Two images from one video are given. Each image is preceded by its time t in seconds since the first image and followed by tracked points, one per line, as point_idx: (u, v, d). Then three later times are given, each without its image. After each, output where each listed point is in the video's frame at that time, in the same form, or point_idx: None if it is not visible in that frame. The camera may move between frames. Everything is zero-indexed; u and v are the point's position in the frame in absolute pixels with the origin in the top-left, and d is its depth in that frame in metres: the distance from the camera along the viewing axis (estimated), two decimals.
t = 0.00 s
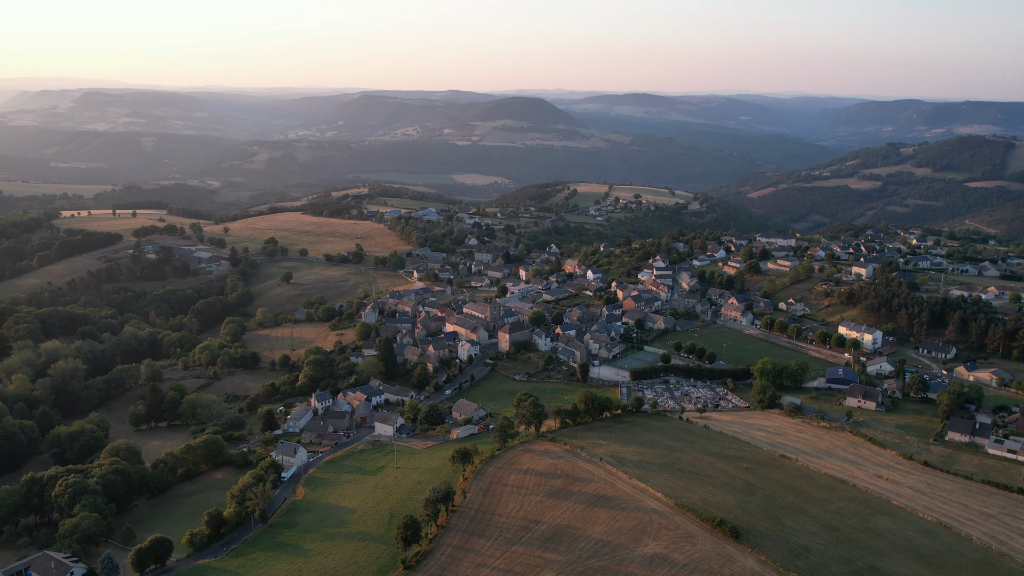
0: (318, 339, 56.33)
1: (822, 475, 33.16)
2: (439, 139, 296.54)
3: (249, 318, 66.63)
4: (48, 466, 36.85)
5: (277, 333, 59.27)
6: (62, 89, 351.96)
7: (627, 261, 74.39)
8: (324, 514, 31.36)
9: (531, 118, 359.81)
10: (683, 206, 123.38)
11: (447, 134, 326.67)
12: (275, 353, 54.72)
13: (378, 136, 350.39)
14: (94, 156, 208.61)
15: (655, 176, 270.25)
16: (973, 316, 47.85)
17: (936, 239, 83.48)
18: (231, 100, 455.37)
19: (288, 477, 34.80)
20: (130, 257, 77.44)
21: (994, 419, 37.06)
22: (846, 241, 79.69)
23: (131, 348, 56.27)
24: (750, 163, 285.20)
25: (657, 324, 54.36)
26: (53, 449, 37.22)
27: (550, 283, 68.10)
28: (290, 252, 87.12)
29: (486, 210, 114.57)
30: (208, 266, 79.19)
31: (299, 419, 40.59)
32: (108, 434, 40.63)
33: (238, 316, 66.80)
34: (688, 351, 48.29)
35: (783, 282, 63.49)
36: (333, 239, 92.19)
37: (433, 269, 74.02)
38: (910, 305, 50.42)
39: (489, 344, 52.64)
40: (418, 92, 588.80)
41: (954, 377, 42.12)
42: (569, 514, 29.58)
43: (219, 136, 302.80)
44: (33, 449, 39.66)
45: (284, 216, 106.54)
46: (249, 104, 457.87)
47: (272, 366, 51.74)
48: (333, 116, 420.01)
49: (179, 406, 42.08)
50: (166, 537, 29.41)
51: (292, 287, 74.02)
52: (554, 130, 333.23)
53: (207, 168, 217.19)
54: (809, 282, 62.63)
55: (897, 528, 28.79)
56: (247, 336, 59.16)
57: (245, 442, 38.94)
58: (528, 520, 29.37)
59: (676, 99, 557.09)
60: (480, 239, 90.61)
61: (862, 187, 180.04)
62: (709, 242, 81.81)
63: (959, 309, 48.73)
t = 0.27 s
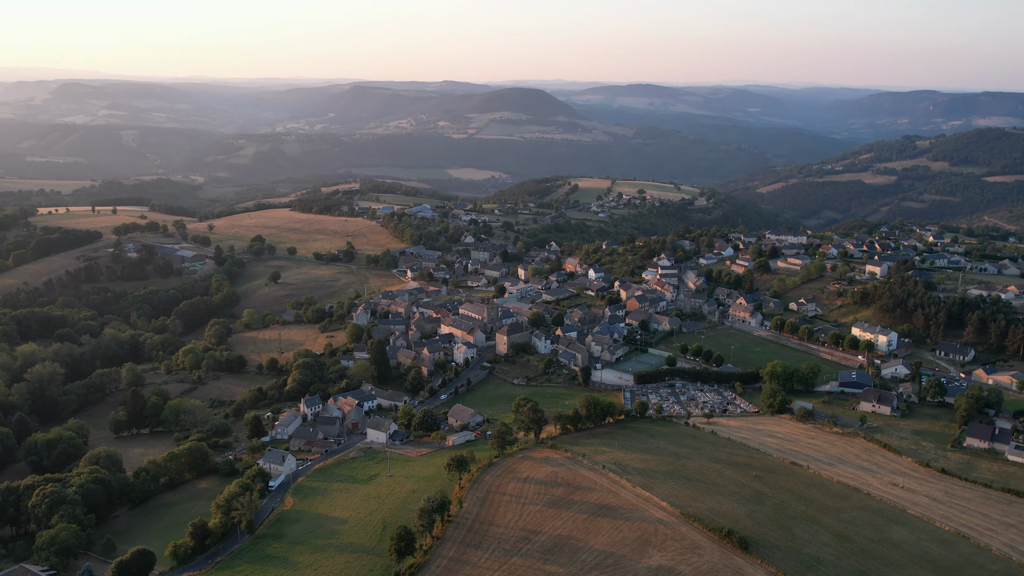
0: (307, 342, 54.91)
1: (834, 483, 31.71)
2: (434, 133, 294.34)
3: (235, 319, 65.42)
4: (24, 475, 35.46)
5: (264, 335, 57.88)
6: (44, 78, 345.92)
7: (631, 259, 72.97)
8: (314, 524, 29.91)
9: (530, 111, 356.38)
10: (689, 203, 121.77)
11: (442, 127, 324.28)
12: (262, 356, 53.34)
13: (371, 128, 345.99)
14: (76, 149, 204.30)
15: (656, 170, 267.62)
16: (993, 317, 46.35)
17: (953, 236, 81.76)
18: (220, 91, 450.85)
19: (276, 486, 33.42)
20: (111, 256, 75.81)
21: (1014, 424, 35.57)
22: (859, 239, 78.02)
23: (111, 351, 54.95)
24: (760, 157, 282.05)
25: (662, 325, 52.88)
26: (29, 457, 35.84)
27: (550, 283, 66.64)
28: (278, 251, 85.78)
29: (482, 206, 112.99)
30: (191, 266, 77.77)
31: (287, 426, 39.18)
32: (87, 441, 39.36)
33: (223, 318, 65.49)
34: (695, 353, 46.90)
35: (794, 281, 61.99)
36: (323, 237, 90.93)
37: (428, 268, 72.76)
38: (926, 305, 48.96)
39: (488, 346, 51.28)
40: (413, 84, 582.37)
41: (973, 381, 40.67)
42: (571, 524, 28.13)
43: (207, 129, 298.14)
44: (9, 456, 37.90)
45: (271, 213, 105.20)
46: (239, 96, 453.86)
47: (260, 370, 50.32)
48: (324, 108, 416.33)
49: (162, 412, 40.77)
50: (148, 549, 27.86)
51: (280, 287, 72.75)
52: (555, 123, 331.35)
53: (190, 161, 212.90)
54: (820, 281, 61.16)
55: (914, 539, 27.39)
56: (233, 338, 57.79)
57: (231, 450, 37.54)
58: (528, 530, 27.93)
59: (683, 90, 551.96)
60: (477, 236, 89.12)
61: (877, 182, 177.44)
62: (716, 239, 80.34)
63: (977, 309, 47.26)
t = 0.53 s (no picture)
0: (298, 344, 53.57)
1: (850, 491, 30.29)
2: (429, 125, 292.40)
3: (222, 320, 64.29)
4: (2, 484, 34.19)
5: (253, 337, 56.59)
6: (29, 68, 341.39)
7: (638, 258, 71.73)
8: (305, 535, 28.61)
9: (532, 104, 353.40)
10: (698, 199, 120.28)
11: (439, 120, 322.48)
12: (252, 359, 52.06)
13: (364, 120, 343.66)
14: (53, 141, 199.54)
15: (659, 164, 265.33)
16: (1017, 317, 44.88)
17: (973, 233, 80.05)
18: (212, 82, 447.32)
19: (266, 495, 32.11)
20: (93, 254, 74.46)
21: None
22: (876, 237, 76.52)
23: (93, 354, 53.75)
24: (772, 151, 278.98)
25: (670, 327, 51.51)
26: (7, 464, 34.58)
27: (553, 282, 65.30)
28: (267, 249, 84.57)
29: (482, 202, 111.61)
30: (177, 264, 76.44)
31: (278, 432, 37.89)
32: (68, 448, 38.18)
33: (210, 319, 64.27)
34: (704, 356, 45.51)
35: (808, 281, 60.53)
36: (315, 235, 89.74)
37: (425, 268, 71.61)
38: (946, 305, 47.52)
39: (488, 349, 49.98)
40: (406, 72, 577.49)
41: (995, 385, 39.22)
42: (574, 534, 26.78)
43: (197, 122, 295.21)
44: None
45: (261, 209, 103.84)
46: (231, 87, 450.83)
47: (249, 373, 49.04)
48: (317, 99, 412.84)
49: (147, 418, 39.53)
50: (132, 560, 26.55)
51: (270, 286, 71.57)
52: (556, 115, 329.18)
53: (175, 155, 210.43)
54: (836, 280, 59.73)
55: (934, 551, 26.04)
56: (220, 340, 56.55)
57: (219, 457, 36.27)
58: (529, 541, 26.59)
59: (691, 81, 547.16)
60: (476, 234, 87.75)
61: (894, 177, 175.20)
62: (726, 236, 78.92)
63: (1000, 310, 45.83)
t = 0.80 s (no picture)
0: (289, 347, 52.28)
1: (867, 500, 28.93)
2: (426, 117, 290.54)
3: (210, 322, 63.15)
4: None
5: (242, 339, 55.34)
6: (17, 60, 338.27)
7: (645, 256, 70.53)
8: (296, 546, 27.34)
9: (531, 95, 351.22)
10: (708, 194, 118.79)
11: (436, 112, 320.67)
12: (240, 362, 50.82)
13: (357, 112, 341.37)
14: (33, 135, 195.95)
15: (663, 157, 262.78)
16: None
17: (996, 230, 78.39)
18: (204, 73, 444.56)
19: (255, 504, 30.82)
20: (75, 253, 73.19)
21: None
22: (893, 233, 75.05)
23: (75, 357, 52.55)
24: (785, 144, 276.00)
25: (678, 329, 50.17)
26: None
27: (556, 281, 64.00)
28: (256, 247, 83.33)
29: (481, 198, 110.18)
30: (163, 263, 75.16)
31: (269, 438, 36.61)
32: (49, 455, 36.98)
33: (196, 320, 63.08)
34: (714, 359, 44.18)
35: (823, 280, 59.12)
36: (306, 232, 88.51)
37: (422, 267, 70.45)
38: (967, 305, 46.15)
39: (489, 352, 48.70)
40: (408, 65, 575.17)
41: (1019, 389, 37.81)
42: (578, 546, 25.47)
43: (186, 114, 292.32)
44: None
45: (250, 205, 102.46)
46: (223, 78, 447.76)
47: (239, 377, 47.80)
48: (310, 90, 409.62)
49: (132, 424, 38.31)
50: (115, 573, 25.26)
51: (259, 286, 70.38)
52: (559, 107, 326.83)
53: (162, 150, 208.40)
54: (852, 279, 58.33)
55: (956, 563, 24.68)
56: (207, 343, 55.33)
57: (207, 465, 35.01)
58: (531, 553, 25.29)
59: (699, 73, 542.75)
60: (475, 231, 86.42)
61: (913, 170, 173.12)
62: (737, 234, 77.56)
63: None
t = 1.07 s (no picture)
0: (278, 350, 50.82)
1: (889, 512, 27.29)
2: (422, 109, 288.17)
3: (192, 324, 61.85)
4: None
5: (227, 342, 53.93)
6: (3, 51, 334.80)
7: (654, 253, 69.08)
8: (284, 561, 25.82)
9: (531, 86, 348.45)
10: (721, 189, 117.04)
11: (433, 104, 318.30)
12: (225, 366, 49.43)
13: (349, 103, 338.59)
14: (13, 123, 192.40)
15: (666, 150, 260.31)
16: None
17: None
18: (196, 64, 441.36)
19: (241, 516, 29.31)
20: (52, 251, 71.75)
21: None
22: (917, 229, 73.31)
23: (49, 360, 51.18)
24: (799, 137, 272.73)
25: (688, 331, 48.63)
26: None
27: (559, 282, 62.47)
28: (243, 245, 81.88)
29: (480, 192, 108.62)
30: (144, 263, 73.73)
31: (256, 447, 35.12)
32: (24, 464, 35.59)
33: (178, 322, 61.73)
34: (726, 363, 42.65)
35: (842, 279, 57.48)
36: (294, 229, 87.05)
37: (418, 265, 69.04)
38: (995, 306, 44.48)
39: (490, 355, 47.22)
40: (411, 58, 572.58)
41: None
42: (583, 561, 23.89)
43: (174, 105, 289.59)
44: None
45: (236, 201, 100.85)
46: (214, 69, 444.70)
47: (224, 382, 46.39)
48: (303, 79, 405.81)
49: (111, 432, 36.91)
50: None
51: (245, 286, 69.01)
52: (562, 97, 324.23)
53: (145, 142, 205.75)
54: (872, 278, 56.68)
55: None
56: (189, 346, 53.94)
57: (190, 475, 33.55)
58: (534, 569, 23.74)
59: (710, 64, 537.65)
60: (472, 227, 84.87)
61: (937, 164, 170.82)
62: (751, 231, 76.00)
63: None
